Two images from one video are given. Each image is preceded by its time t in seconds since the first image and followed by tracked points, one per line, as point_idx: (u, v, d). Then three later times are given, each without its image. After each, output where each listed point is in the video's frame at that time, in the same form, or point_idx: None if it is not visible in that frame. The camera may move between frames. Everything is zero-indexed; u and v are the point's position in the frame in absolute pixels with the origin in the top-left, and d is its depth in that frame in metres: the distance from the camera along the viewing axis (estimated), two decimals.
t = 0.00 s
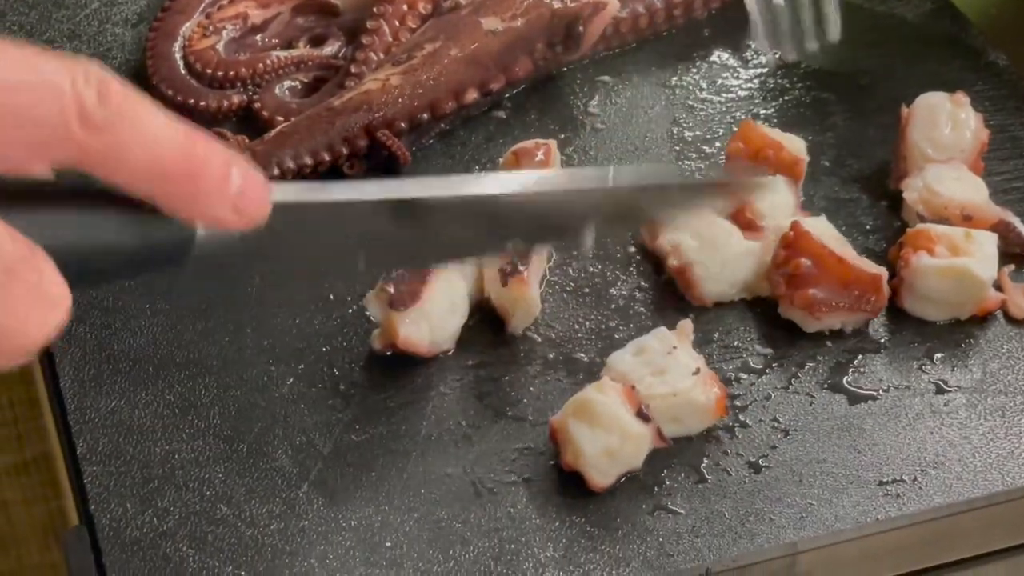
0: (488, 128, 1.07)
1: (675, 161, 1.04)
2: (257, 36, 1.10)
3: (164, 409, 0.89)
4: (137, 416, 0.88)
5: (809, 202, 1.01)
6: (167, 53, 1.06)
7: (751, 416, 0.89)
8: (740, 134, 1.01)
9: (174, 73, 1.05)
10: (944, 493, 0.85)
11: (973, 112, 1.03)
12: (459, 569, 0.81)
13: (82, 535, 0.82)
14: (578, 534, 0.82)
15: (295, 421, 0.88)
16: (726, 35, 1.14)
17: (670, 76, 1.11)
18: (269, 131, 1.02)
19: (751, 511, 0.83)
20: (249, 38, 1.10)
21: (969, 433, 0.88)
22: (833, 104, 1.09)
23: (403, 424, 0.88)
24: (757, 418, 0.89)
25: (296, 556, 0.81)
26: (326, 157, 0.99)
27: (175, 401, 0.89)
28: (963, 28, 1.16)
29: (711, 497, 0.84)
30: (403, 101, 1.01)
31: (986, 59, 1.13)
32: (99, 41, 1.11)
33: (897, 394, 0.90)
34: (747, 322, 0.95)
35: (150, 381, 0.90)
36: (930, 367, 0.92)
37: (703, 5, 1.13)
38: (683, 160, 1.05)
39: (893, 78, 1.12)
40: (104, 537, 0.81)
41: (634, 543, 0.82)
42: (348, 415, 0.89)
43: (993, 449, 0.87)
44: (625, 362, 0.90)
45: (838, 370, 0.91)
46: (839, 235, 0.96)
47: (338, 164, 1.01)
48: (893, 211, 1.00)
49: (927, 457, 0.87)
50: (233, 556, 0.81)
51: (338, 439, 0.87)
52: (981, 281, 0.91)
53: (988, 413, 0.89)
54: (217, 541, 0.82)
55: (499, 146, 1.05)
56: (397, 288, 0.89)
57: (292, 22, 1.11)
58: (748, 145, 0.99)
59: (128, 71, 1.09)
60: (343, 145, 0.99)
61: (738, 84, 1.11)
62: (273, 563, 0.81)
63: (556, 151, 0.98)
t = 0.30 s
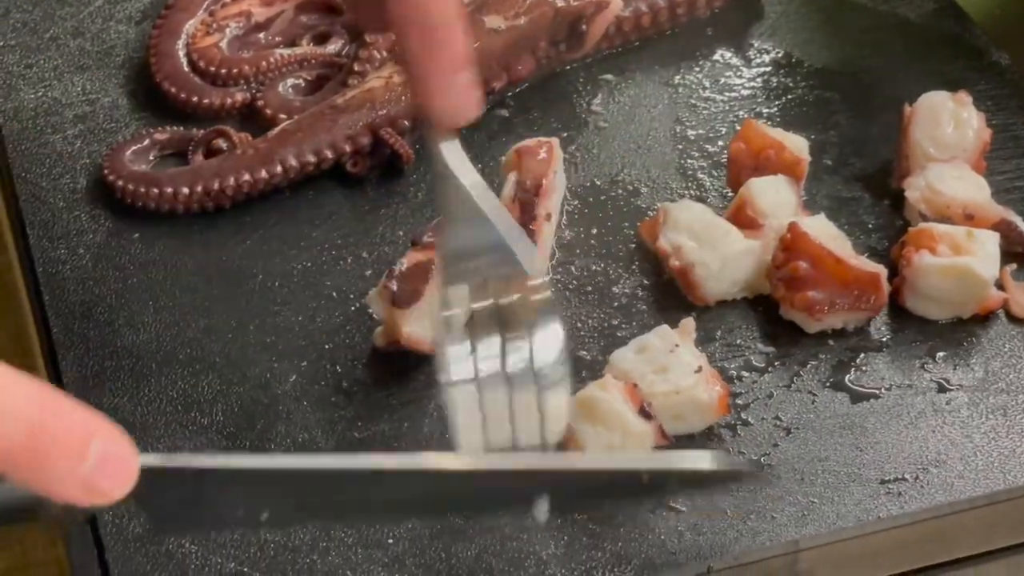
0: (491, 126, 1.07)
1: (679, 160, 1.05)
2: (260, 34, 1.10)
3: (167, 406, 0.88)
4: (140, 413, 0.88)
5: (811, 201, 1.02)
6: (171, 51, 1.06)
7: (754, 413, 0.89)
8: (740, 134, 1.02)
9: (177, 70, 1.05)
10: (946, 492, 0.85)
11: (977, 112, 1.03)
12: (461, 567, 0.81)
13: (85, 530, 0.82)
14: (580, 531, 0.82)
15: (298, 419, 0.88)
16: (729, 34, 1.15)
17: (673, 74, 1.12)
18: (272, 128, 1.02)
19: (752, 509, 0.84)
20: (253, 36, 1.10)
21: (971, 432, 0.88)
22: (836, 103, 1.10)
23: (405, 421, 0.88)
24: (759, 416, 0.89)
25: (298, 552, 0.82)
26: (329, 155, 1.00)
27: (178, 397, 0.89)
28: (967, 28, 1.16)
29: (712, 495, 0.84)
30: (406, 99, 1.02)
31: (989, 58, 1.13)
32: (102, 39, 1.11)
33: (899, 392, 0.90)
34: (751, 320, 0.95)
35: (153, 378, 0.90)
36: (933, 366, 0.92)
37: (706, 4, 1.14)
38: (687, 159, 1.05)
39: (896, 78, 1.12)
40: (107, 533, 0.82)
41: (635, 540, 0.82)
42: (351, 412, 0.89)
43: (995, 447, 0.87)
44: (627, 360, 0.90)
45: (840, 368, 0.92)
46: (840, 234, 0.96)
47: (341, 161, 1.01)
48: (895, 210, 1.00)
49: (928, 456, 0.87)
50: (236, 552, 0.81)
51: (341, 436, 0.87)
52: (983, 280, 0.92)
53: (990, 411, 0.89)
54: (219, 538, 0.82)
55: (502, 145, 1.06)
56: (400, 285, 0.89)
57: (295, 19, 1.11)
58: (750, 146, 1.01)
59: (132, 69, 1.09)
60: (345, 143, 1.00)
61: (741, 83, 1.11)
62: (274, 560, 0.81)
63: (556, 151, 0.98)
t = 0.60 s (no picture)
0: (495, 124, 1.07)
1: (682, 158, 1.06)
2: (264, 32, 1.10)
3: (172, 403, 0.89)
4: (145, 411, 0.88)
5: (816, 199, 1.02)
6: (176, 49, 1.06)
7: (759, 412, 0.89)
8: (748, 133, 1.01)
9: (182, 68, 1.05)
10: (949, 490, 0.85)
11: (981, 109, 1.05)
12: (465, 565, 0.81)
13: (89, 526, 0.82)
14: (584, 529, 0.82)
15: (303, 417, 0.88)
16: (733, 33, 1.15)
17: (677, 73, 1.12)
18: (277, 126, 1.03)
19: (756, 507, 0.83)
20: (258, 34, 1.10)
21: (975, 430, 0.88)
22: (840, 102, 1.10)
23: (409, 419, 0.88)
24: (764, 414, 0.89)
25: (303, 550, 0.81)
26: (334, 153, 0.99)
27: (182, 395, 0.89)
28: (970, 27, 1.17)
29: (716, 493, 0.84)
30: (412, 98, 1.02)
31: (993, 58, 1.14)
32: (107, 37, 1.12)
33: (903, 391, 0.90)
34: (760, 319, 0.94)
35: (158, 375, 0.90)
36: (936, 365, 0.92)
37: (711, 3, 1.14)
38: (692, 158, 1.06)
39: (899, 77, 1.13)
40: (111, 529, 0.81)
41: (640, 538, 0.82)
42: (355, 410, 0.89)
43: (999, 446, 0.87)
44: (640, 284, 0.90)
45: (844, 367, 0.92)
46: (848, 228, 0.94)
47: (345, 159, 1.01)
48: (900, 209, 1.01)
49: (932, 454, 0.87)
50: (240, 549, 0.81)
51: (345, 434, 0.87)
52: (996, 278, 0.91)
53: (994, 410, 0.89)
54: (224, 535, 0.82)
55: (506, 143, 1.06)
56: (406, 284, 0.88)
57: (300, 18, 1.11)
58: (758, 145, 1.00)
59: (136, 67, 1.09)
60: (350, 141, 1.00)
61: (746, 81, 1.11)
62: (279, 557, 0.81)
63: (559, 147, 0.99)
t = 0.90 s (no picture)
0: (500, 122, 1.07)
1: (688, 156, 1.05)
2: (270, 30, 1.10)
3: (177, 400, 0.89)
4: (150, 407, 0.88)
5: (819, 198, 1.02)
6: (181, 46, 1.07)
7: (764, 410, 0.89)
8: (753, 133, 1.03)
9: (187, 66, 1.05)
10: (954, 489, 0.85)
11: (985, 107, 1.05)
12: (471, 561, 0.81)
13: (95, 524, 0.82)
14: (589, 527, 0.82)
15: (308, 414, 0.88)
16: (737, 30, 1.15)
17: (682, 71, 1.12)
18: (282, 124, 1.03)
19: (761, 505, 0.84)
20: (263, 32, 1.10)
21: (979, 429, 0.89)
22: (844, 101, 1.10)
23: (413, 417, 0.88)
24: (768, 413, 0.89)
25: (308, 547, 0.81)
26: (339, 151, 1.00)
27: (186, 393, 0.89)
28: (975, 26, 1.17)
29: (721, 491, 0.84)
30: (417, 94, 1.02)
31: (998, 57, 1.14)
32: (112, 35, 1.12)
33: (908, 389, 0.90)
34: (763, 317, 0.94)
35: (162, 372, 0.90)
36: (941, 364, 0.92)
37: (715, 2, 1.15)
38: (696, 156, 1.05)
39: (904, 76, 1.13)
40: (117, 527, 0.82)
41: (645, 535, 0.82)
42: (361, 407, 0.89)
43: (1004, 445, 0.87)
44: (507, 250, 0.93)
45: (848, 366, 0.92)
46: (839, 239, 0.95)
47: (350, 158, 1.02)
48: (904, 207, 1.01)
49: (937, 453, 0.87)
50: (245, 546, 0.81)
51: (351, 431, 0.88)
52: (1006, 278, 0.91)
53: (998, 409, 0.90)
54: (229, 532, 0.82)
55: (511, 141, 1.06)
56: (409, 281, 0.91)
57: (305, 16, 1.11)
58: (763, 145, 1.01)
59: (142, 65, 1.09)
60: (356, 138, 1.00)
61: (750, 80, 1.11)
62: (284, 554, 0.81)
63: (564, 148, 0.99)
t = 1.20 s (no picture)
0: (504, 120, 1.07)
1: (691, 154, 1.05)
2: (274, 27, 1.11)
3: (181, 398, 0.89)
4: (154, 404, 0.89)
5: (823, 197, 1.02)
6: (186, 44, 1.07)
7: (768, 408, 0.89)
8: (756, 132, 1.03)
9: (191, 63, 1.05)
10: (958, 487, 0.85)
11: (988, 104, 1.05)
12: (475, 558, 0.81)
13: (100, 522, 0.82)
14: (592, 524, 0.82)
15: (313, 411, 0.88)
16: (741, 30, 1.16)
17: (685, 70, 1.12)
18: (286, 121, 1.03)
19: (765, 503, 0.83)
20: (267, 29, 1.10)
21: (983, 427, 0.89)
22: (849, 99, 1.10)
23: (417, 415, 0.88)
24: (772, 411, 0.89)
25: (312, 544, 0.81)
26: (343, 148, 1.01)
27: (190, 390, 0.90)
28: (979, 24, 1.17)
29: (725, 489, 0.84)
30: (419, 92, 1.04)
31: (1003, 55, 1.14)
32: (116, 32, 1.12)
33: (912, 387, 0.90)
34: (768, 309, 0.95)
35: (166, 368, 0.91)
36: (945, 362, 0.92)
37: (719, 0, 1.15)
38: (700, 154, 1.05)
39: (908, 74, 1.13)
40: (122, 524, 0.82)
41: (649, 533, 0.82)
42: (365, 404, 0.89)
43: (1008, 443, 0.87)
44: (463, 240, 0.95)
45: (852, 364, 0.92)
46: (845, 237, 0.95)
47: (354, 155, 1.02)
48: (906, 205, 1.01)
49: (941, 451, 0.87)
50: (249, 543, 0.81)
51: (355, 428, 0.88)
52: (1009, 276, 0.91)
53: (1003, 407, 0.89)
54: (233, 528, 0.82)
55: (515, 139, 1.06)
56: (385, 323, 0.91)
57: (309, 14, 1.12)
58: (767, 144, 1.02)
59: (145, 62, 1.09)
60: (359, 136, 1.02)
61: (754, 78, 1.12)
62: (288, 551, 0.81)
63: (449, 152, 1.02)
